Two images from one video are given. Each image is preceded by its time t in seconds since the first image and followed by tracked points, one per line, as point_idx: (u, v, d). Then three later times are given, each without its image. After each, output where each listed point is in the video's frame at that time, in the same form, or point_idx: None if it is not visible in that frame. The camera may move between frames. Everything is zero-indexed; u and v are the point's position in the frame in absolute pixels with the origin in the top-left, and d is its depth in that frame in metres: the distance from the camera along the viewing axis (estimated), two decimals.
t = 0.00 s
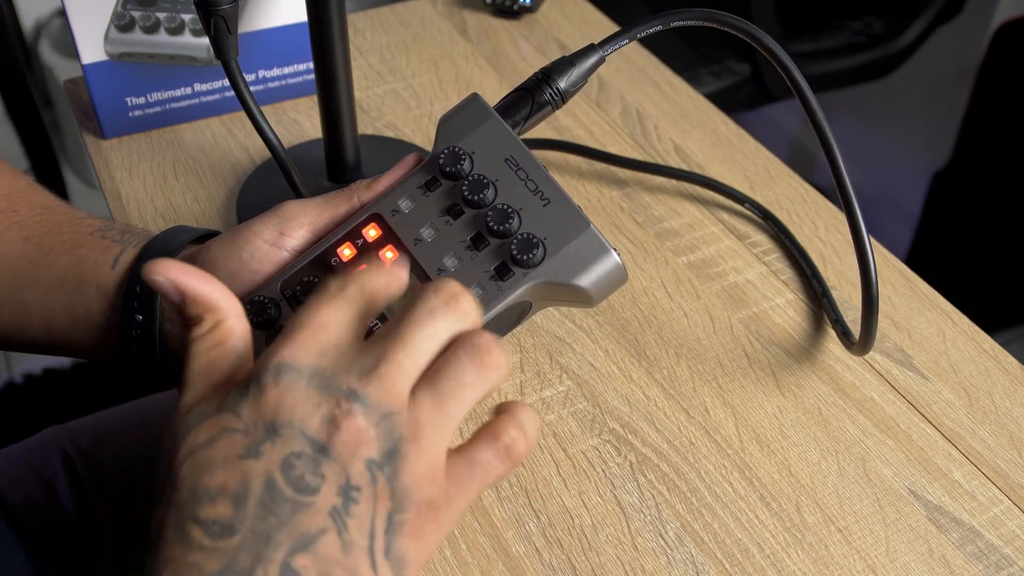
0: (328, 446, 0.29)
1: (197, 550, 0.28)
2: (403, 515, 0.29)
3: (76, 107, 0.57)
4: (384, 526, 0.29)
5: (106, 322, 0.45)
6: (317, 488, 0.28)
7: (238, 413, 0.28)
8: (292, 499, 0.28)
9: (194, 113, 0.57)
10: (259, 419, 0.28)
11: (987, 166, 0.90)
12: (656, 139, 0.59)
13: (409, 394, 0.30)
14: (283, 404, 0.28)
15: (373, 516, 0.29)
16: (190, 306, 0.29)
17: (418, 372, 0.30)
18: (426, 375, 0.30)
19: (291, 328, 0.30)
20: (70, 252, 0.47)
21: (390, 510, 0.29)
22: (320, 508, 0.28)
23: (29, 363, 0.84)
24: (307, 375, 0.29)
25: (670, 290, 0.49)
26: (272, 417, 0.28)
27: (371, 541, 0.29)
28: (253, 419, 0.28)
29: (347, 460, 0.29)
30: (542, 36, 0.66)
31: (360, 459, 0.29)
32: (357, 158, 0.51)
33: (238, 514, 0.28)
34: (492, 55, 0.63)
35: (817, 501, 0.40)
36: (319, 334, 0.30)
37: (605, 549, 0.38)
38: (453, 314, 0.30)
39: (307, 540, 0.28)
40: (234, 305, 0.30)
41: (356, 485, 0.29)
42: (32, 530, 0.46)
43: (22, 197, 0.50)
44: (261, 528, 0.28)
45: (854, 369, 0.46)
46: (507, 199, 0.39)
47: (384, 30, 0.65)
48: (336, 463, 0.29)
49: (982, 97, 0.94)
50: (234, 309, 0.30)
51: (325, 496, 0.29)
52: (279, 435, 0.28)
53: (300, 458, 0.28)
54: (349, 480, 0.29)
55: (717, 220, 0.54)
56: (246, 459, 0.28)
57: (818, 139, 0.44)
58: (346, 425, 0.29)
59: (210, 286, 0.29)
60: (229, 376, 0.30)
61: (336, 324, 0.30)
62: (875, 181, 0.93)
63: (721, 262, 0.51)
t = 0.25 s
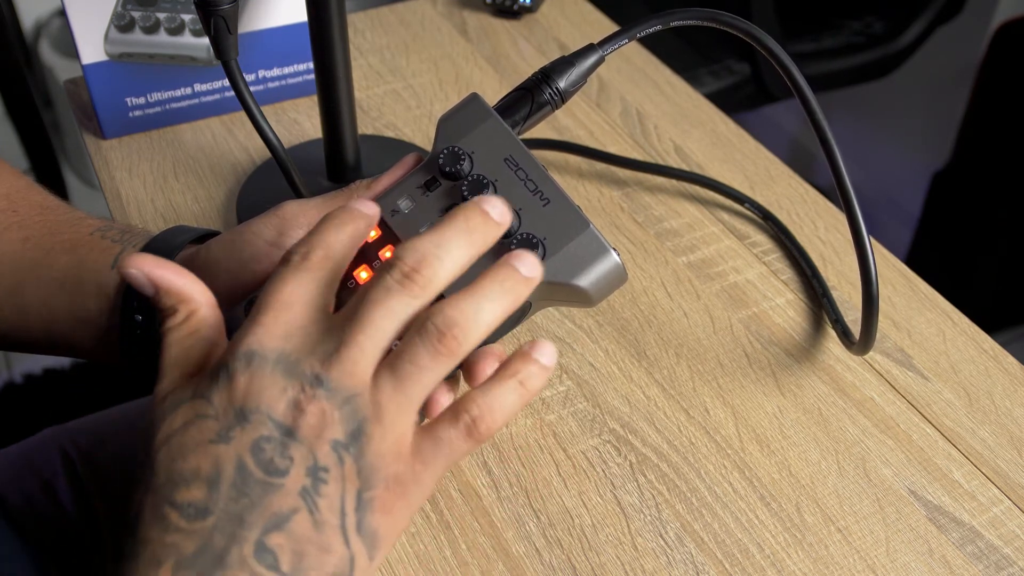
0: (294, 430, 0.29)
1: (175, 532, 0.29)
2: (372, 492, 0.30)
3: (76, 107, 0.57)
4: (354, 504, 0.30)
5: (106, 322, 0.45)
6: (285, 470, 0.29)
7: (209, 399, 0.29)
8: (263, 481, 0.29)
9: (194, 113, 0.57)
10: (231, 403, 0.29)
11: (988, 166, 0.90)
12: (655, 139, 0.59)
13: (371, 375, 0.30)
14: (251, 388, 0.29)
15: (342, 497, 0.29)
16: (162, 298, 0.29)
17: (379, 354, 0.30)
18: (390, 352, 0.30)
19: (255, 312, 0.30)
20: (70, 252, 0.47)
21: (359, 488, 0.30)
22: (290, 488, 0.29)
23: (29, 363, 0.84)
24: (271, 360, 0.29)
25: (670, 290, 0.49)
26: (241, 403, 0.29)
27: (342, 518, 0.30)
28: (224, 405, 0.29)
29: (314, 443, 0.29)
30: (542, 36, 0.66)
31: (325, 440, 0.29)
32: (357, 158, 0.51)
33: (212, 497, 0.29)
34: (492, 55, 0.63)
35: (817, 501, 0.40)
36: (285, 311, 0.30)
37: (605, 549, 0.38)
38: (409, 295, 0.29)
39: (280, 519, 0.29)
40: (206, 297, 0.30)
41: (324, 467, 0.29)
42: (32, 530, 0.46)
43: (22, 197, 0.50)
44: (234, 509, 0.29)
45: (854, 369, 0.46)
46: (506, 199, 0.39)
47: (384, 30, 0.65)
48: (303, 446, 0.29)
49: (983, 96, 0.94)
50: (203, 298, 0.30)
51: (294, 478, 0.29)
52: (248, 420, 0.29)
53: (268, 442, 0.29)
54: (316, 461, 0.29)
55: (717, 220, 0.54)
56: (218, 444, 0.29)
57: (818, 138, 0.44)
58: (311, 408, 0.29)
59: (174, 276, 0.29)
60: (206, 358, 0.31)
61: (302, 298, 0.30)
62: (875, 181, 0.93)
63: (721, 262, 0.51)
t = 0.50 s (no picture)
0: (273, 418, 0.29)
1: (152, 524, 0.28)
2: (350, 486, 0.30)
3: (76, 107, 0.57)
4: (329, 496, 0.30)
5: (105, 322, 0.45)
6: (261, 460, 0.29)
7: (186, 390, 0.29)
8: (239, 471, 0.29)
9: (194, 113, 0.56)
10: (209, 392, 0.29)
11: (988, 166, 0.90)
12: (656, 139, 0.59)
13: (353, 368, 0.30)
14: (228, 376, 0.29)
15: (320, 487, 0.29)
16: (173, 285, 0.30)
17: (363, 347, 0.30)
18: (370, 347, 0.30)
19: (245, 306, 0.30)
20: (70, 252, 0.46)
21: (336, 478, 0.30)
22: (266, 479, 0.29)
23: (29, 363, 0.84)
24: (253, 348, 0.29)
25: (670, 290, 0.49)
26: (218, 391, 0.29)
27: (319, 510, 0.30)
28: (202, 397, 0.29)
29: (292, 432, 0.29)
30: (542, 36, 0.66)
31: (305, 430, 0.29)
32: (357, 157, 0.51)
33: (188, 488, 0.28)
34: (492, 55, 0.63)
35: (817, 501, 0.40)
36: (270, 312, 0.30)
37: (605, 549, 0.38)
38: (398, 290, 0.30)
39: (256, 510, 0.29)
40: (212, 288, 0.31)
41: (302, 455, 0.29)
42: (32, 530, 0.46)
43: (22, 197, 0.50)
44: (208, 499, 0.29)
45: (854, 369, 0.46)
46: (506, 200, 0.39)
47: (384, 30, 0.65)
48: (282, 434, 0.29)
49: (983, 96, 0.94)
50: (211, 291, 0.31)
51: (271, 468, 0.29)
52: (225, 408, 0.29)
53: (247, 430, 0.29)
54: (294, 450, 0.29)
55: (717, 220, 0.54)
56: (195, 433, 0.29)
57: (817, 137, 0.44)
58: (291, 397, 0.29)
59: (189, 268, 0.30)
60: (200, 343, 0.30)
61: (287, 303, 0.30)
62: (875, 181, 0.93)
63: (721, 262, 0.51)
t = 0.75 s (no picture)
0: (200, 377, 0.26)
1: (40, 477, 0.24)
2: (245, 483, 0.26)
3: (76, 107, 0.57)
4: (228, 485, 0.26)
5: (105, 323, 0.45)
6: (179, 415, 0.25)
7: (105, 330, 0.25)
8: (151, 428, 0.25)
9: (195, 113, 0.56)
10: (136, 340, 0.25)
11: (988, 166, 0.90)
12: (655, 139, 0.59)
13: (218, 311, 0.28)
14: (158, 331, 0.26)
15: (219, 471, 0.25)
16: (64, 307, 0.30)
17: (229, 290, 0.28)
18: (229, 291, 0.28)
19: (236, 283, 0.28)
20: (70, 252, 0.46)
21: (241, 470, 0.26)
22: (176, 435, 0.25)
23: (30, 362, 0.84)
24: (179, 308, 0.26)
25: (670, 290, 0.49)
26: (145, 340, 0.25)
27: (217, 501, 0.26)
28: (125, 343, 0.25)
29: (219, 399, 0.26)
30: (542, 36, 0.66)
31: (231, 402, 0.26)
32: (357, 157, 0.51)
33: (84, 428, 0.24)
34: (492, 55, 0.63)
35: (817, 501, 0.40)
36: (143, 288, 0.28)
37: (605, 549, 0.38)
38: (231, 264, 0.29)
39: (153, 472, 0.24)
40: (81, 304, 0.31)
41: (202, 430, 0.25)
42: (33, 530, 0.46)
43: (22, 198, 0.50)
44: (103, 436, 0.24)
45: (854, 369, 0.46)
46: (506, 200, 0.39)
47: (384, 30, 0.65)
48: (208, 398, 0.26)
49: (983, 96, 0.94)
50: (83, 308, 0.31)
51: (185, 431, 0.25)
52: (153, 354, 0.25)
53: (169, 384, 0.25)
54: (214, 418, 0.26)
55: (717, 220, 0.54)
56: (114, 375, 0.25)
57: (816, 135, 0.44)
58: (219, 361, 0.27)
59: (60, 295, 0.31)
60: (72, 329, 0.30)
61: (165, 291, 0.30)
62: (875, 181, 0.93)
63: (721, 262, 0.51)
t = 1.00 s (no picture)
0: (182, 346, 0.32)
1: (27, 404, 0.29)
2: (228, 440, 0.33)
3: (76, 107, 0.57)
4: (208, 441, 0.32)
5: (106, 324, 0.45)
6: (164, 377, 0.31)
7: (94, 295, 0.31)
8: (132, 380, 0.30)
9: (195, 113, 0.56)
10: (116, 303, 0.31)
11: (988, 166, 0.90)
12: (655, 139, 0.59)
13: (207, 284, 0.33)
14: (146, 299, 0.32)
15: (206, 425, 0.32)
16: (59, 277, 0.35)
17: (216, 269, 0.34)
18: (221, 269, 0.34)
19: (228, 260, 0.34)
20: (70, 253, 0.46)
21: (220, 428, 0.33)
22: (161, 395, 0.31)
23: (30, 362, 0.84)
24: (157, 282, 0.32)
25: (670, 290, 0.49)
26: (130, 306, 0.31)
27: (188, 457, 0.32)
28: (111, 303, 0.31)
29: (198, 365, 0.32)
30: (542, 36, 0.66)
31: (208, 368, 0.33)
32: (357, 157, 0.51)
33: (65, 374, 0.29)
34: (492, 55, 0.63)
35: (817, 501, 0.40)
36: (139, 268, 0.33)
37: (605, 549, 0.38)
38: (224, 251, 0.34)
39: (133, 420, 0.30)
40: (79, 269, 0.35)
41: (201, 390, 0.32)
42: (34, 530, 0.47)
43: (23, 199, 0.50)
44: (91, 392, 0.29)
45: (855, 369, 0.46)
46: (507, 201, 0.39)
47: (384, 30, 0.65)
48: (189, 364, 0.32)
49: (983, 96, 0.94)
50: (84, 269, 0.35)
51: (167, 387, 0.31)
52: (137, 318, 0.31)
53: (152, 346, 0.31)
54: (195, 382, 0.32)
55: (717, 220, 0.54)
56: (94, 330, 0.30)
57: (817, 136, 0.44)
58: (200, 333, 0.33)
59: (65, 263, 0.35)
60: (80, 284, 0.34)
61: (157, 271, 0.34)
62: (875, 182, 0.93)
63: (721, 262, 0.51)
